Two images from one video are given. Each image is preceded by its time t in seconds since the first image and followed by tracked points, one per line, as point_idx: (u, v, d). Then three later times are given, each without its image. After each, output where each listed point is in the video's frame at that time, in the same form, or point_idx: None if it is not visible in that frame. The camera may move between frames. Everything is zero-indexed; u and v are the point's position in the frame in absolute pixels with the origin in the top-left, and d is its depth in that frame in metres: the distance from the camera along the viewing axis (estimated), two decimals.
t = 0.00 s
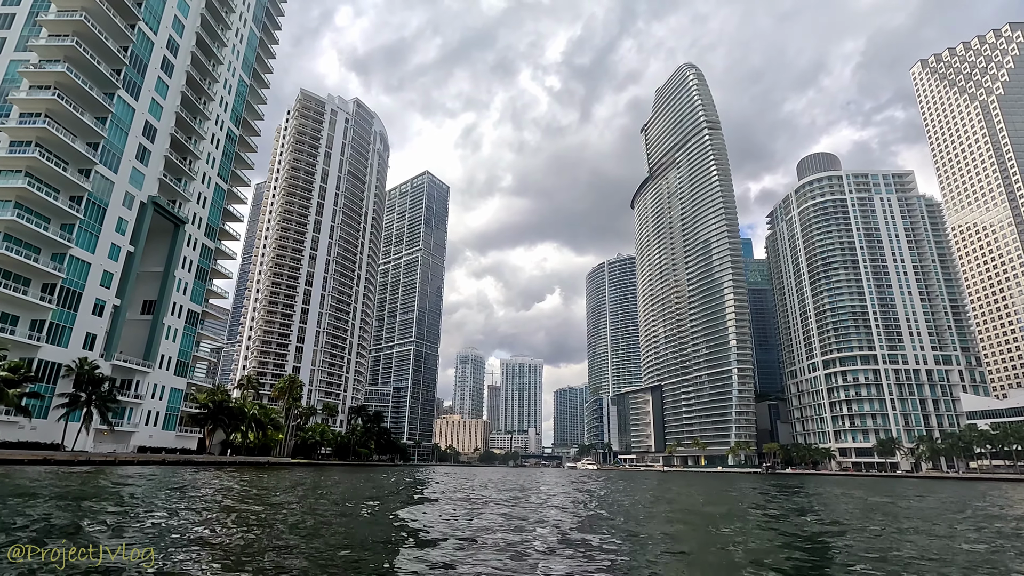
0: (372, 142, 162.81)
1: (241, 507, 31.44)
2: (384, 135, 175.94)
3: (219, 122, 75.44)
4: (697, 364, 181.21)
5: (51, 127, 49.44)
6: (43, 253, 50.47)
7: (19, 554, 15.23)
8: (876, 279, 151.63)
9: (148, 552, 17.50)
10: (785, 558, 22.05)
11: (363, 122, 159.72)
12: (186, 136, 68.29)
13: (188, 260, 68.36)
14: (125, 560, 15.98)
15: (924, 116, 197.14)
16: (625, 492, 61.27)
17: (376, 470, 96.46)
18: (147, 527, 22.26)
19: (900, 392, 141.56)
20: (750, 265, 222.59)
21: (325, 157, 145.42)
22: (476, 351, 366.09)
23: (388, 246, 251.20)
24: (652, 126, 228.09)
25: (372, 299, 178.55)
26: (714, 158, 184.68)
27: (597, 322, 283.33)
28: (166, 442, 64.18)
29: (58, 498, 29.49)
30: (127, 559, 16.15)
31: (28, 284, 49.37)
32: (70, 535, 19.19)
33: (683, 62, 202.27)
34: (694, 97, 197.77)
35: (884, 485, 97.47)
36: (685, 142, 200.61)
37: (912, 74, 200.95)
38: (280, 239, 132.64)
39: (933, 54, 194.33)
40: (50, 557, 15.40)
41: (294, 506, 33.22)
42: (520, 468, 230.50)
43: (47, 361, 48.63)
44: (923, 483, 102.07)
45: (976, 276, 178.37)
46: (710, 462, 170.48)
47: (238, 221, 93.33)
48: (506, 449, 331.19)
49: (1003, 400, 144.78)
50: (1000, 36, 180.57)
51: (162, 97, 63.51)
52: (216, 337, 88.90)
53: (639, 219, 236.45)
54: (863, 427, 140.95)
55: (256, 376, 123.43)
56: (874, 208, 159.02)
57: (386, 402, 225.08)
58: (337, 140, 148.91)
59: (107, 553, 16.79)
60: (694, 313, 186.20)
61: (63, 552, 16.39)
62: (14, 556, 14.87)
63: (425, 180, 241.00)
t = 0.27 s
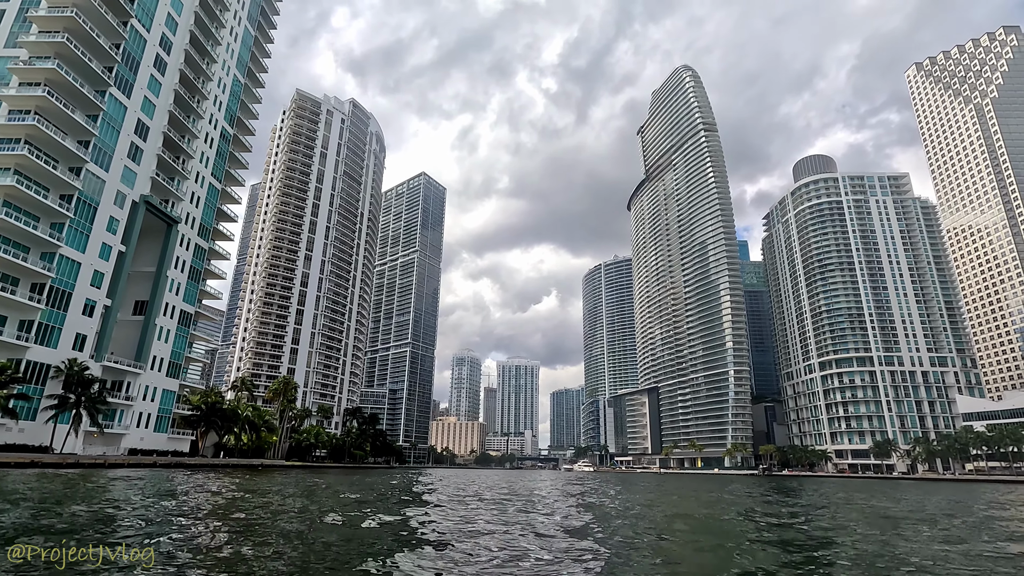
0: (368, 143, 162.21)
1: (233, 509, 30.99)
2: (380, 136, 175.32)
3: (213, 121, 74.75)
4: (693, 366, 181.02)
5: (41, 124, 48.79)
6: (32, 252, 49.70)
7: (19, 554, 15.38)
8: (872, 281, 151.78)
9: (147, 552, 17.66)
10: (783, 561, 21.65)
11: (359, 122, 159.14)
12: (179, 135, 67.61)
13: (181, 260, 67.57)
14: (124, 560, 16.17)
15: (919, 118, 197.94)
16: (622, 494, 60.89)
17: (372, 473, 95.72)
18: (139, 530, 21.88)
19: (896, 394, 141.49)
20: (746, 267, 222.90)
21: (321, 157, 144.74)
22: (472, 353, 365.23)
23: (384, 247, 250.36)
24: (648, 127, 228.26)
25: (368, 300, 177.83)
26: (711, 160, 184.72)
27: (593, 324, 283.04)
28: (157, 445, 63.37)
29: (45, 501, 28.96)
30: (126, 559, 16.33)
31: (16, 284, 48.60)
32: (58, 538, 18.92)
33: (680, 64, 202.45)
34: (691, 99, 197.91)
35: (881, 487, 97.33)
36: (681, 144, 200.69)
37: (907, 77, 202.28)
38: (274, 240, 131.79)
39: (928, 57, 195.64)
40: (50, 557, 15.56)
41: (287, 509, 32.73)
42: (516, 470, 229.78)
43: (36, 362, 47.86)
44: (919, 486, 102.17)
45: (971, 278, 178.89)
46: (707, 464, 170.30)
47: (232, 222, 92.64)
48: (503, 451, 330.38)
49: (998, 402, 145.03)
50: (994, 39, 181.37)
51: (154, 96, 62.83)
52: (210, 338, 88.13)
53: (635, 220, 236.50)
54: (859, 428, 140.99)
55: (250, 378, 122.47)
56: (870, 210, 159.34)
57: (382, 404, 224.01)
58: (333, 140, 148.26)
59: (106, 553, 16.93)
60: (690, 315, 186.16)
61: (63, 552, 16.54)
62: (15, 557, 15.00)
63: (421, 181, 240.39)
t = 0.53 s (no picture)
0: (361, 144, 161.39)
1: (221, 513, 30.43)
2: (373, 137, 174.58)
3: (203, 119, 73.85)
4: (686, 369, 181.23)
5: (26, 120, 47.87)
6: (15, 251, 48.60)
7: (18, 554, 15.60)
8: (863, 285, 152.69)
9: (146, 553, 17.97)
10: (780, 564, 21.31)
11: (352, 123, 158.36)
12: (168, 133, 66.71)
13: (169, 260, 66.52)
14: (123, 560, 16.48)
15: (909, 124, 199.95)
16: (615, 498, 60.48)
17: (363, 476, 94.73)
18: (123, 534, 21.29)
19: (887, 398, 142.07)
20: (738, 270, 223.91)
21: (313, 158, 143.79)
22: (465, 356, 363.95)
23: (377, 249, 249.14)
24: (641, 131, 229.03)
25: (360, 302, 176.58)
26: (703, 164, 185.34)
27: (586, 327, 283.00)
28: (143, 448, 62.21)
29: (26, 504, 28.28)
30: (125, 559, 16.62)
31: None
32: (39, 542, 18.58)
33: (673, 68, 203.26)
34: (683, 104, 198.70)
35: (872, 490, 97.60)
36: (674, 148, 201.40)
37: (897, 83, 204.60)
38: (265, 241, 130.51)
39: (917, 64, 198.00)
40: (51, 557, 15.82)
41: (274, 513, 32.15)
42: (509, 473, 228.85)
43: (18, 363, 46.78)
44: (910, 489, 102.51)
45: (960, 283, 180.49)
46: (699, 467, 170.36)
47: (223, 222, 91.68)
48: (495, 455, 329.18)
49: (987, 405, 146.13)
50: (983, 47, 183.50)
51: (143, 93, 61.91)
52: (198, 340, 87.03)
53: (628, 224, 237.06)
54: (850, 431, 141.56)
55: (240, 380, 121.01)
56: (861, 214, 160.49)
57: (374, 407, 222.44)
58: (325, 141, 147.34)
59: (105, 554, 17.19)
60: (683, 318, 186.43)
61: (61, 553, 16.80)
62: (16, 556, 15.25)
63: (414, 183, 239.60)
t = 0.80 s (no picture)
0: (351, 138, 159.82)
1: (207, 509, 29.97)
2: (364, 132, 173.03)
3: (190, 111, 72.54)
4: (676, 367, 181.81)
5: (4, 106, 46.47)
6: None
7: (20, 556, 15.81)
8: (851, 284, 153.94)
9: (146, 551, 18.21)
10: (770, 560, 21.11)
11: (343, 117, 156.75)
12: (153, 123, 65.43)
13: (154, 253, 65.24)
14: (124, 561, 16.70)
15: (898, 125, 201.65)
16: (604, 495, 60.41)
17: (352, 473, 93.91)
18: (105, 532, 20.73)
19: (873, 395, 143.51)
20: (728, 269, 225.13)
21: (303, 151, 142.14)
22: (456, 353, 362.94)
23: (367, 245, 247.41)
24: (633, 129, 229.08)
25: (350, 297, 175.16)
26: (695, 163, 185.70)
27: (577, 325, 283.30)
28: (126, 444, 61.00)
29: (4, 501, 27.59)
30: (126, 560, 16.85)
31: None
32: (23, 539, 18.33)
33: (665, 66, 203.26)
34: (675, 102, 198.81)
35: (858, 487, 98.46)
36: (666, 146, 201.62)
37: (886, 84, 206.20)
38: (254, 235, 128.84)
39: (906, 65, 199.69)
40: (51, 559, 16.08)
41: (261, 509, 31.71)
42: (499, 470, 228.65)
43: None
44: (896, 485, 103.60)
45: (946, 283, 182.67)
46: (688, 464, 171.20)
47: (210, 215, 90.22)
48: (486, 452, 329.03)
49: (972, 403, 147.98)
50: (971, 49, 185.18)
51: (126, 82, 60.51)
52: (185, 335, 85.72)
53: (620, 222, 237.42)
54: (838, 429, 142.83)
55: (227, 376, 119.54)
56: (850, 214, 161.73)
57: (364, 403, 221.02)
58: (315, 135, 145.78)
59: (105, 554, 17.44)
60: (673, 316, 186.97)
61: (63, 553, 17.06)
62: (18, 558, 15.45)
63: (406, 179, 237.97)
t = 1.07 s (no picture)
0: (341, 128, 157.77)
1: (191, 502, 29.34)
2: (354, 121, 170.88)
3: (174, 96, 70.89)
4: (665, 360, 182.54)
5: None
6: None
7: (18, 556, 14.90)
8: (839, 279, 155.16)
9: (146, 551, 16.93)
10: (761, 550, 20.97)
11: (332, 106, 154.63)
12: (136, 109, 63.82)
13: (138, 241, 63.86)
14: (120, 562, 15.46)
15: (887, 122, 202.98)
16: (593, 486, 60.48)
17: (340, 465, 93.30)
18: (82, 526, 20.17)
19: (860, 389, 145.17)
20: (718, 263, 226.18)
21: (292, 140, 140.09)
22: (445, 346, 362.34)
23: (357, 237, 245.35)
24: (625, 122, 228.45)
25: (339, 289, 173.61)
26: (686, 157, 185.75)
27: (567, 318, 283.74)
28: (109, 436, 59.90)
29: None
30: (123, 561, 15.62)
31: None
32: None
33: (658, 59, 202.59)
34: (667, 95, 198.39)
35: (844, 479, 99.62)
36: (658, 140, 201.48)
37: (876, 81, 207.13)
38: (241, 225, 127.03)
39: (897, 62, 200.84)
40: (49, 558, 15.17)
41: (248, 501, 31.17)
42: (488, 463, 229.16)
43: None
44: (881, 477, 105.05)
45: (932, 278, 184.93)
46: (677, 457, 172.42)
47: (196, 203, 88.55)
48: (475, 444, 329.78)
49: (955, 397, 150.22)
50: (960, 46, 186.43)
51: (109, 65, 58.89)
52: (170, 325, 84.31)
53: (611, 215, 237.36)
54: (824, 422, 144.41)
55: (214, 368, 118.13)
56: (840, 209, 162.74)
57: (353, 396, 219.78)
58: (304, 124, 143.67)
59: (105, 552, 16.36)
60: (663, 310, 187.55)
61: (62, 552, 16.06)
62: (13, 559, 14.50)
63: (396, 170, 235.90)
